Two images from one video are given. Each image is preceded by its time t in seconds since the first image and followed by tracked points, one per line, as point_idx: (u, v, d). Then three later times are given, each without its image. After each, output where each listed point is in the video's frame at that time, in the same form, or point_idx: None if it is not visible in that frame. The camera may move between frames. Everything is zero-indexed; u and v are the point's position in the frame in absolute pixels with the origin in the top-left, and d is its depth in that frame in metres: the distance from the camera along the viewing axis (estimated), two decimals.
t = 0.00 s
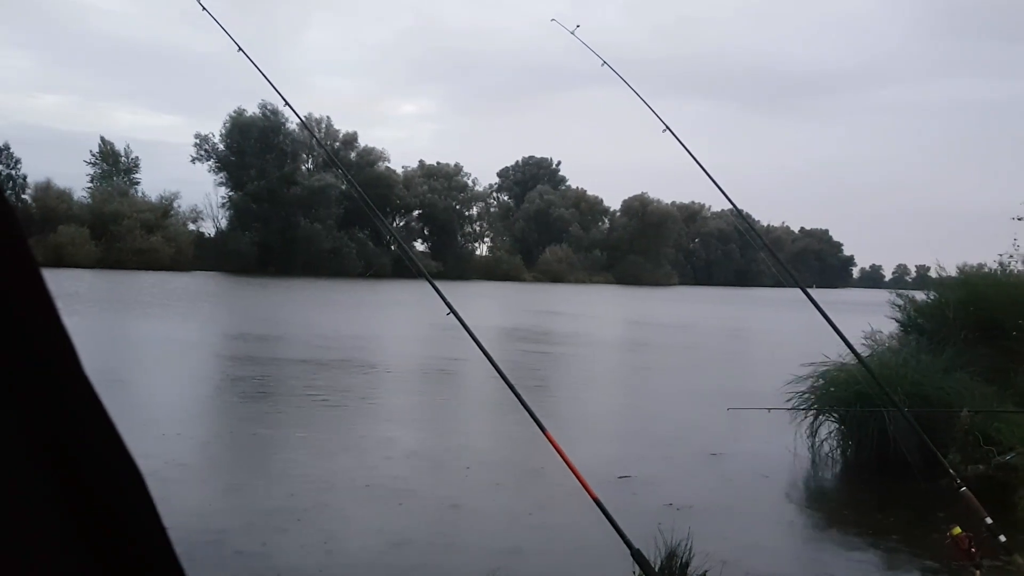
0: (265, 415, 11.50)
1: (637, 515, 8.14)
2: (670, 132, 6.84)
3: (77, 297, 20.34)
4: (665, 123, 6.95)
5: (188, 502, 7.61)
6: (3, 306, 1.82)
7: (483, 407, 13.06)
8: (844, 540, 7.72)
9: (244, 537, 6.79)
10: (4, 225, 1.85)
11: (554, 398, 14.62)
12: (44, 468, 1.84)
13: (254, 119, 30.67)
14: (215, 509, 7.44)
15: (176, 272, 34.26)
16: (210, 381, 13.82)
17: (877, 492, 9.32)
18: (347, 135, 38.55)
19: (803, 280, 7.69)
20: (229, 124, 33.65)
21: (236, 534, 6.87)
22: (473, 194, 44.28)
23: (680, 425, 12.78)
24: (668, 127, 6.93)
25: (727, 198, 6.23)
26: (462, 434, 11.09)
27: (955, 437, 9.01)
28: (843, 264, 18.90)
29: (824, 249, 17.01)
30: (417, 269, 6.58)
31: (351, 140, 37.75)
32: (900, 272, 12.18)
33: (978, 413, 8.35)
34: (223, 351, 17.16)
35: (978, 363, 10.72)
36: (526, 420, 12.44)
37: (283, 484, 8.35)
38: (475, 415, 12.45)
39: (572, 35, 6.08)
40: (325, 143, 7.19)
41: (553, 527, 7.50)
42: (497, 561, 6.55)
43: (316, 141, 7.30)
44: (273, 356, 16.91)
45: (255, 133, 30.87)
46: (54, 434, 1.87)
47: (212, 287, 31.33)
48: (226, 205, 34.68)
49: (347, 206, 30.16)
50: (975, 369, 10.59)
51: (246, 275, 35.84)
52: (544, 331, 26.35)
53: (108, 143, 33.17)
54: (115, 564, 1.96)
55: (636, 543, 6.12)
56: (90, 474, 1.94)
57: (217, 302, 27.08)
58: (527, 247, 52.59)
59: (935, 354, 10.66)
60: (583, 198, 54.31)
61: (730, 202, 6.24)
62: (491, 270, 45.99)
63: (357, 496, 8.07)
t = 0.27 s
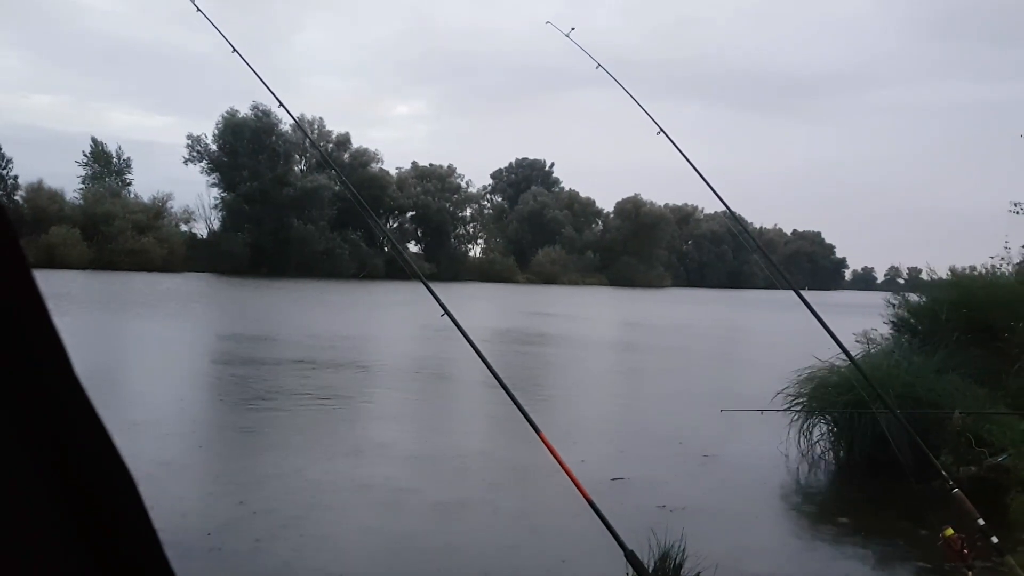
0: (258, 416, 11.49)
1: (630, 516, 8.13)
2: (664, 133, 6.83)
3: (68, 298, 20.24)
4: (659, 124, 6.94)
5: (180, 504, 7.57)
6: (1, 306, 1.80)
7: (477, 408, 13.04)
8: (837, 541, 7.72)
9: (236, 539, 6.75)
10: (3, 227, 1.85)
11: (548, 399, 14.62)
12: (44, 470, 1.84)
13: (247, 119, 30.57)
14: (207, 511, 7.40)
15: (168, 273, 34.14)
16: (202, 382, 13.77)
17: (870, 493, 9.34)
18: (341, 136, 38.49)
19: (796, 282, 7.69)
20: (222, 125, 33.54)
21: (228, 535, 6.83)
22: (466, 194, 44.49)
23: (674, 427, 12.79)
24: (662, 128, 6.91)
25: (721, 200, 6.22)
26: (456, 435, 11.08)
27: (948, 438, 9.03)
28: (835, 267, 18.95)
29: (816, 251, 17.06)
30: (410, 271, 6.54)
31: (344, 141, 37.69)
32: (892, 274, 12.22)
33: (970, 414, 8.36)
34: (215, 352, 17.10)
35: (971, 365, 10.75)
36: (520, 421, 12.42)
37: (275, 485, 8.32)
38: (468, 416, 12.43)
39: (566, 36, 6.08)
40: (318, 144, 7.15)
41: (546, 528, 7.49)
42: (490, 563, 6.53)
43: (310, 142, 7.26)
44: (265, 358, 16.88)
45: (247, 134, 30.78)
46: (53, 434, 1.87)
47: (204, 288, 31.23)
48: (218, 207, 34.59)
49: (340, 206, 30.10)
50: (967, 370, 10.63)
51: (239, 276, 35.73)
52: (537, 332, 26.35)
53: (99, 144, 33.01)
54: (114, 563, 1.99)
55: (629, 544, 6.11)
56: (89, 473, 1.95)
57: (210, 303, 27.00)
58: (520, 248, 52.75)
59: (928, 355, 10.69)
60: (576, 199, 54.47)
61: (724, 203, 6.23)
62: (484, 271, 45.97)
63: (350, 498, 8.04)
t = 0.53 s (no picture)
0: (258, 416, 11.51)
1: (630, 516, 8.12)
2: (664, 134, 6.82)
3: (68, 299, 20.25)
4: (659, 125, 6.93)
5: (179, 504, 7.55)
6: None
7: (476, 408, 13.06)
8: (836, 541, 7.73)
9: (235, 539, 6.74)
10: None
11: (547, 399, 14.63)
12: (43, 471, 1.83)
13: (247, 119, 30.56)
14: (205, 511, 7.39)
15: (168, 272, 34.13)
16: (201, 382, 13.77)
17: (868, 495, 9.32)
18: (340, 136, 38.45)
19: (796, 281, 7.68)
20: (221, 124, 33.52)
21: (227, 536, 6.82)
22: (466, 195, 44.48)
23: (673, 426, 12.79)
24: (662, 129, 6.90)
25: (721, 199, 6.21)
26: (455, 435, 11.08)
27: (947, 438, 9.03)
28: (833, 264, 18.90)
29: (815, 251, 17.05)
30: (410, 271, 6.53)
31: (344, 142, 37.68)
32: (891, 274, 12.22)
33: (969, 414, 8.38)
34: (213, 353, 17.11)
35: (968, 365, 10.75)
36: (519, 421, 12.43)
37: (275, 486, 8.32)
38: (467, 416, 12.45)
39: (567, 35, 6.08)
40: (318, 144, 7.15)
41: (546, 529, 7.47)
42: (488, 563, 6.51)
43: (309, 142, 7.24)
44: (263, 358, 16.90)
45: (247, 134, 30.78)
46: (52, 433, 1.87)
47: (204, 287, 31.20)
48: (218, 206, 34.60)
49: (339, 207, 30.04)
50: (965, 370, 10.63)
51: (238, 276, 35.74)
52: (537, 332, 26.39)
53: (98, 143, 32.98)
54: (114, 563, 1.97)
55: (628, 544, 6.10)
56: (88, 473, 1.95)
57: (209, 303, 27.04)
58: (520, 248, 52.71)
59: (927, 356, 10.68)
60: (575, 199, 54.36)
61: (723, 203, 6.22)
62: (484, 271, 45.96)
63: (349, 498, 8.03)
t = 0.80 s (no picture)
0: (257, 416, 11.51)
1: (631, 517, 8.12)
2: (664, 134, 6.82)
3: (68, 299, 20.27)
4: (660, 126, 6.91)
5: (179, 504, 7.55)
6: None
7: (476, 408, 13.05)
8: (837, 541, 7.73)
9: (235, 539, 6.73)
10: None
11: (547, 399, 14.62)
12: (43, 471, 1.83)
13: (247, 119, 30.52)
14: (205, 511, 7.39)
15: (168, 273, 34.16)
16: (200, 381, 13.77)
17: (869, 495, 9.31)
18: (340, 136, 38.43)
19: (795, 281, 7.67)
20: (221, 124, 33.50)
21: (226, 536, 6.81)
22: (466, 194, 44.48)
23: (673, 426, 12.79)
24: (663, 129, 6.89)
25: (720, 200, 6.21)
26: (455, 435, 11.08)
27: (947, 438, 9.03)
28: (832, 264, 18.89)
29: (815, 251, 17.04)
30: (409, 271, 6.53)
31: (344, 142, 37.68)
32: (891, 274, 12.23)
33: (968, 414, 8.38)
34: (212, 352, 17.11)
35: (968, 365, 10.75)
36: (519, 421, 12.43)
37: (275, 486, 8.32)
38: (467, 415, 12.45)
39: (567, 35, 6.09)
40: (318, 144, 7.15)
41: (546, 529, 7.46)
42: (487, 564, 6.49)
43: (309, 142, 7.24)
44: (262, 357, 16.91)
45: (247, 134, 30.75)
46: (52, 433, 1.87)
47: (203, 287, 31.20)
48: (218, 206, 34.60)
49: (339, 207, 30.05)
50: (965, 371, 10.63)
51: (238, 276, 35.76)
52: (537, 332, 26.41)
53: (98, 144, 33.00)
54: (115, 564, 1.97)
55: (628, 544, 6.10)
56: (89, 473, 1.95)
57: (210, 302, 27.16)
58: (519, 247, 52.56)
59: (927, 357, 10.68)
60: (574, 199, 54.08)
61: (723, 203, 6.22)
62: (483, 271, 45.98)
63: (350, 498, 8.04)
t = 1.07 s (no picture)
0: (256, 416, 11.51)
1: (630, 517, 8.12)
2: (664, 135, 6.81)
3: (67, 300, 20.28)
4: (661, 126, 6.90)
5: (180, 504, 7.55)
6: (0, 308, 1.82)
7: (476, 409, 13.04)
8: (836, 541, 7.73)
9: (235, 540, 6.73)
10: None
11: (547, 399, 14.61)
12: (43, 472, 1.83)
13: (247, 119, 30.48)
14: (204, 511, 7.39)
15: (168, 273, 34.19)
16: (200, 381, 13.78)
17: (869, 495, 9.30)
18: (340, 136, 38.42)
19: (796, 281, 7.66)
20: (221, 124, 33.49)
21: (226, 536, 6.80)
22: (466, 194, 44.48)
23: (673, 427, 12.79)
24: (663, 130, 6.88)
25: (720, 200, 6.21)
26: (454, 435, 11.07)
27: (947, 438, 9.03)
28: (832, 264, 18.86)
29: (815, 251, 17.06)
30: (409, 271, 6.52)
31: (343, 142, 37.66)
32: (891, 274, 12.22)
33: (968, 414, 8.38)
34: (212, 352, 17.11)
35: (968, 365, 10.75)
36: (518, 421, 12.42)
37: (275, 486, 8.32)
38: (466, 415, 12.44)
39: (567, 34, 6.09)
40: (318, 144, 7.14)
41: (546, 529, 7.45)
42: (487, 564, 6.48)
43: (309, 141, 7.23)
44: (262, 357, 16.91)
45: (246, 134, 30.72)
46: (52, 433, 1.87)
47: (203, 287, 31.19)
48: (218, 206, 34.58)
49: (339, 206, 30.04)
50: (966, 371, 10.63)
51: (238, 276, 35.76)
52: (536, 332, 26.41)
53: (98, 144, 33.03)
54: (114, 564, 1.97)
55: (627, 544, 6.10)
56: (88, 474, 1.94)
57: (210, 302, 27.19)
58: (519, 247, 52.44)
59: (927, 357, 10.68)
60: (575, 199, 54.09)
61: (723, 203, 6.22)
62: (483, 271, 45.99)
63: (350, 498, 8.03)
